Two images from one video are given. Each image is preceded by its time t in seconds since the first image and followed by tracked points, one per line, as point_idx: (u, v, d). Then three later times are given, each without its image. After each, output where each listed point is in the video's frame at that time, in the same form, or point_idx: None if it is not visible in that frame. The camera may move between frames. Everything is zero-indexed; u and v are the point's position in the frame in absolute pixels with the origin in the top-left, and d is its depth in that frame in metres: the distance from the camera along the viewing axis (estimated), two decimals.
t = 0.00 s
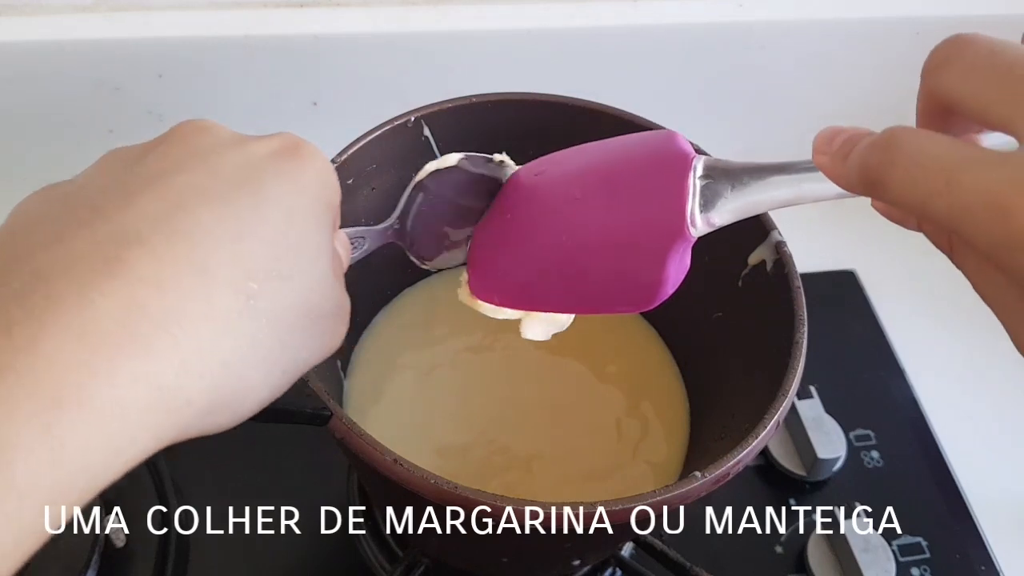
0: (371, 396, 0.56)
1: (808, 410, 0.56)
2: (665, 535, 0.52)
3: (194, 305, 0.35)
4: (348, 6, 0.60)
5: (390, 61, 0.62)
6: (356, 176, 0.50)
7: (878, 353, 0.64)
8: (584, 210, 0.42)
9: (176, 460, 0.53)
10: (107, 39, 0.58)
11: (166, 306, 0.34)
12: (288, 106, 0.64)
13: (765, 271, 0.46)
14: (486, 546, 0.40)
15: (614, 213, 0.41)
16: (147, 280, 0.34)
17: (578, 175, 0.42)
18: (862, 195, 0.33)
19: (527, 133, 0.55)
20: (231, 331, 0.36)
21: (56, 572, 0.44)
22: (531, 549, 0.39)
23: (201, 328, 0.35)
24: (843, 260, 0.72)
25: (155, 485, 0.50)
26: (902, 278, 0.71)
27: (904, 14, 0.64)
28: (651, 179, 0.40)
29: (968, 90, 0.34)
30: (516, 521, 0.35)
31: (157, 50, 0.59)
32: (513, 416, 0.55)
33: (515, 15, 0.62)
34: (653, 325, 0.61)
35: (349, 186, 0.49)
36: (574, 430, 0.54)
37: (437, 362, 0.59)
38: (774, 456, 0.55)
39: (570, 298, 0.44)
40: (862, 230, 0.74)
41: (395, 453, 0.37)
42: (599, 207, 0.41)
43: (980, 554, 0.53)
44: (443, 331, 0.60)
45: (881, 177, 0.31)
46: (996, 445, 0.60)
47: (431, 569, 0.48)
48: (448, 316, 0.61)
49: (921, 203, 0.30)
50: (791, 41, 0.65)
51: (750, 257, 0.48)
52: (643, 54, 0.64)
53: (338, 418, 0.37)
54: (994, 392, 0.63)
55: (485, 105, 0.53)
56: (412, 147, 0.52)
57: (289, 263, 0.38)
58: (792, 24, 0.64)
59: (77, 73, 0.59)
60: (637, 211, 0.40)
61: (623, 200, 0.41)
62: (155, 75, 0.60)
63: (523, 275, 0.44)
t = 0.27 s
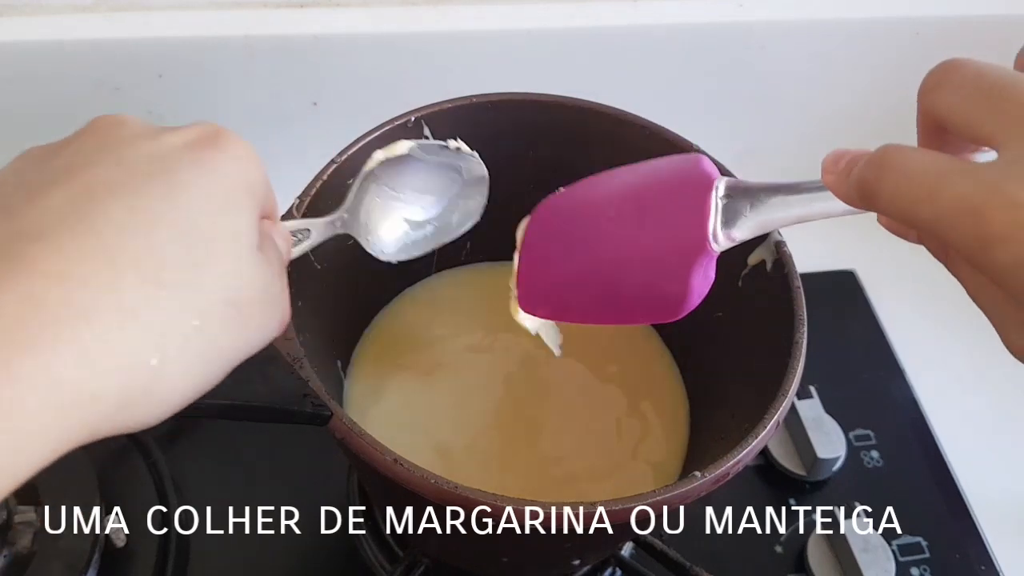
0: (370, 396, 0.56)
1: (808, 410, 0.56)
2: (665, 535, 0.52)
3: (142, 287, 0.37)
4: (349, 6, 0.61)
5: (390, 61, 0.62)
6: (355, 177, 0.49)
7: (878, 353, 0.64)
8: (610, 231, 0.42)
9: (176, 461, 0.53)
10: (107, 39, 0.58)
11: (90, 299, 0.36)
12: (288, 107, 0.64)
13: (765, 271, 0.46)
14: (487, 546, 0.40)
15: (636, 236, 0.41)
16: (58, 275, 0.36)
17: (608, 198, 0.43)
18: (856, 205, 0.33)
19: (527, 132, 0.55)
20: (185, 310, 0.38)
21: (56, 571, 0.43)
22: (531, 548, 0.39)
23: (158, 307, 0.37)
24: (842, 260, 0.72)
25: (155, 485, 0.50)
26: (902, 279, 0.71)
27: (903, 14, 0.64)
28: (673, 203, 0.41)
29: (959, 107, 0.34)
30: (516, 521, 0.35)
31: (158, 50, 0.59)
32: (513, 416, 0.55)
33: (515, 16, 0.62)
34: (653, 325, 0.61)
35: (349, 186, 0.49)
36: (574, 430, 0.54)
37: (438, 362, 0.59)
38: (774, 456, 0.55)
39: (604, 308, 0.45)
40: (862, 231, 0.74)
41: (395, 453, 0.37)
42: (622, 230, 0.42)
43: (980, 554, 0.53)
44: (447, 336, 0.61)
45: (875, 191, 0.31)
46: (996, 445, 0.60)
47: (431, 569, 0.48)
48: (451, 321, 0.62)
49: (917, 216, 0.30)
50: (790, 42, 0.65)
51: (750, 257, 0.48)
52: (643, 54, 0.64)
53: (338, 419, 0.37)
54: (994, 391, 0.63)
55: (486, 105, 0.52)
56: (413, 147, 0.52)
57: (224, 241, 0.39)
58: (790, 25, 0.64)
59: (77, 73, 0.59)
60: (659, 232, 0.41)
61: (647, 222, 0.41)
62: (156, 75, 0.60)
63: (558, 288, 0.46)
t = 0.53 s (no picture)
0: (370, 396, 0.56)
1: (808, 410, 0.56)
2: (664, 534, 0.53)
3: (1, 360, 0.30)
4: (350, 6, 0.61)
5: (391, 61, 0.62)
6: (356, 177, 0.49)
7: (879, 353, 0.64)
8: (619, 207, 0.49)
9: (176, 461, 0.53)
10: (107, 39, 0.58)
11: None
12: (288, 107, 0.64)
13: (765, 271, 0.47)
14: (486, 546, 0.40)
15: (640, 210, 0.48)
16: None
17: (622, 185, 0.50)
18: (864, 179, 0.36)
19: (528, 133, 0.55)
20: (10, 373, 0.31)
21: (56, 571, 0.43)
22: (531, 549, 0.39)
23: (39, 368, 0.31)
24: (842, 260, 0.72)
25: (156, 485, 0.50)
26: (902, 279, 0.71)
27: (905, 14, 0.64)
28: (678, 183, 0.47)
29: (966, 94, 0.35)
30: (516, 521, 0.35)
31: (158, 49, 0.59)
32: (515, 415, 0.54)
33: (516, 16, 0.62)
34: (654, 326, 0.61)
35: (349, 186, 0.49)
36: (575, 430, 0.54)
37: (439, 360, 0.58)
38: (773, 456, 0.56)
39: (596, 280, 0.52)
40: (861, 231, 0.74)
41: (395, 452, 0.37)
42: (627, 207, 0.49)
43: (980, 554, 0.53)
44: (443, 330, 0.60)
45: (883, 160, 0.34)
46: (996, 446, 0.60)
47: (431, 569, 0.48)
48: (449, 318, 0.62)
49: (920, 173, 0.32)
50: (791, 42, 0.65)
51: (750, 257, 0.48)
52: (643, 54, 0.64)
53: (338, 419, 0.37)
54: (994, 392, 0.63)
55: (486, 106, 0.53)
56: (413, 147, 0.52)
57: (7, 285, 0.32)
58: (791, 25, 0.64)
59: (77, 72, 0.59)
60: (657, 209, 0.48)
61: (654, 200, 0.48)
62: (156, 75, 0.60)
63: (556, 256, 0.53)
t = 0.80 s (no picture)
0: (369, 397, 0.55)
1: (808, 410, 0.56)
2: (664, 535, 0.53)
3: None
4: (350, 8, 0.61)
5: (391, 62, 0.62)
6: (356, 177, 0.49)
7: (878, 353, 0.64)
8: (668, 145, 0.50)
9: (176, 461, 0.53)
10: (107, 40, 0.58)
11: None
12: (288, 107, 0.64)
13: (764, 271, 0.47)
14: (487, 545, 0.40)
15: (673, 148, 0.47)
16: None
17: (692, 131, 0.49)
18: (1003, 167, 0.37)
19: (528, 133, 0.55)
20: None
21: (57, 570, 0.43)
22: (532, 548, 0.39)
23: None
24: (842, 261, 0.72)
25: (156, 484, 0.50)
26: (901, 280, 0.71)
27: (902, 16, 0.64)
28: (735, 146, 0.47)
29: (1023, 130, 0.47)
30: (517, 520, 0.35)
31: (159, 50, 0.59)
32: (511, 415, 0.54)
33: (516, 17, 0.62)
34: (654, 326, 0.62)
35: (350, 186, 0.49)
36: (574, 430, 0.54)
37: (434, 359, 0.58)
38: (773, 456, 0.56)
39: (600, 197, 0.49)
40: (860, 232, 0.75)
41: (395, 452, 0.37)
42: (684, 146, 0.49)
43: (979, 554, 0.53)
44: (434, 321, 0.59)
45: None
46: (996, 446, 0.60)
47: (432, 569, 0.49)
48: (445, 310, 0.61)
49: None
50: (790, 43, 0.65)
51: (750, 257, 0.48)
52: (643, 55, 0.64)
53: (339, 419, 0.37)
54: (993, 392, 0.63)
55: (486, 106, 0.53)
56: (414, 148, 0.53)
57: None
58: (790, 26, 0.64)
59: (77, 73, 0.59)
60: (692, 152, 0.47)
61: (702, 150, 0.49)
62: (157, 76, 0.61)
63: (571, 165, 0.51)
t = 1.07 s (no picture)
0: (369, 397, 0.55)
1: (807, 410, 0.56)
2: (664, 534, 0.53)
3: None
4: (350, 8, 0.61)
5: (391, 62, 0.62)
6: (357, 177, 0.50)
7: (878, 352, 0.64)
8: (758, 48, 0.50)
9: (176, 461, 0.53)
10: (107, 40, 0.58)
11: None
12: (289, 108, 0.64)
13: (764, 271, 0.47)
14: (487, 545, 0.40)
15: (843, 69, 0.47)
16: None
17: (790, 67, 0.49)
18: None
19: (528, 134, 0.55)
20: None
21: (57, 570, 0.44)
22: (532, 547, 0.39)
23: None
24: (841, 261, 0.72)
25: (156, 484, 0.50)
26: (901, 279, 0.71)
27: (901, 16, 0.65)
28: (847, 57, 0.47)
29: None
30: (517, 520, 0.35)
31: (159, 50, 0.59)
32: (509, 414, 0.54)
33: (516, 18, 0.62)
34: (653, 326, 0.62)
35: (350, 186, 0.49)
36: (573, 429, 0.54)
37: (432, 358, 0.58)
38: (773, 456, 0.56)
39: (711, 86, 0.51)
40: (859, 232, 0.75)
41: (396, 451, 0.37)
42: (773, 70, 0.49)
43: (978, 554, 0.53)
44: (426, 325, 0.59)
45: None
46: (995, 445, 0.60)
47: (432, 568, 0.49)
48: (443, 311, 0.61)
49: None
50: (790, 43, 0.65)
51: (750, 257, 0.48)
52: (643, 56, 0.64)
53: (340, 418, 0.37)
54: (992, 391, 0.63)
55: (486, 106, 0.53)
56: (413, 148, 0.53)
57: None
58: (790, 26, 0.64)
59: (77, 73, 0.59)
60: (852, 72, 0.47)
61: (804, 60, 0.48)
62: (157, 76, 0.61)
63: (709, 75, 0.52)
